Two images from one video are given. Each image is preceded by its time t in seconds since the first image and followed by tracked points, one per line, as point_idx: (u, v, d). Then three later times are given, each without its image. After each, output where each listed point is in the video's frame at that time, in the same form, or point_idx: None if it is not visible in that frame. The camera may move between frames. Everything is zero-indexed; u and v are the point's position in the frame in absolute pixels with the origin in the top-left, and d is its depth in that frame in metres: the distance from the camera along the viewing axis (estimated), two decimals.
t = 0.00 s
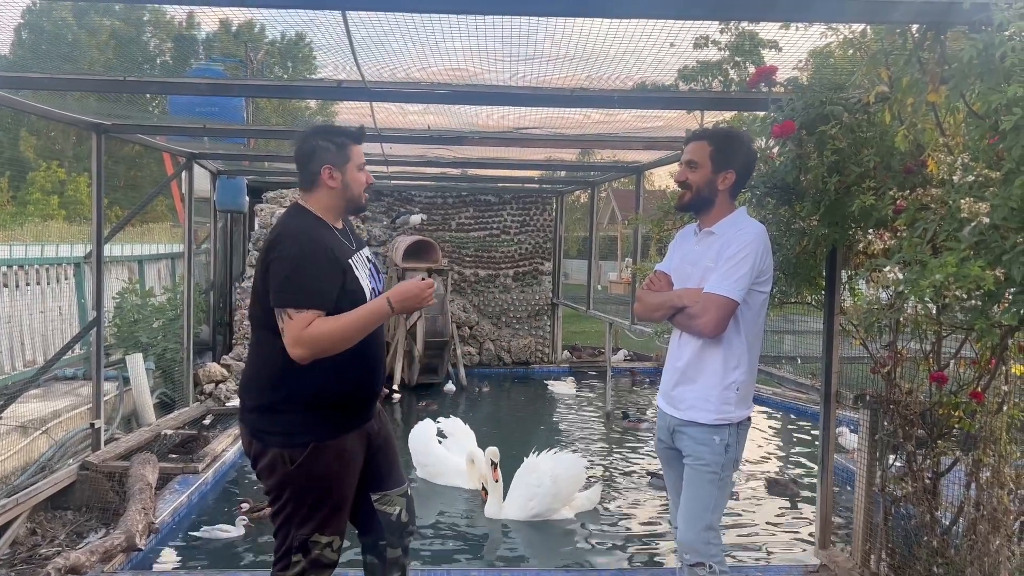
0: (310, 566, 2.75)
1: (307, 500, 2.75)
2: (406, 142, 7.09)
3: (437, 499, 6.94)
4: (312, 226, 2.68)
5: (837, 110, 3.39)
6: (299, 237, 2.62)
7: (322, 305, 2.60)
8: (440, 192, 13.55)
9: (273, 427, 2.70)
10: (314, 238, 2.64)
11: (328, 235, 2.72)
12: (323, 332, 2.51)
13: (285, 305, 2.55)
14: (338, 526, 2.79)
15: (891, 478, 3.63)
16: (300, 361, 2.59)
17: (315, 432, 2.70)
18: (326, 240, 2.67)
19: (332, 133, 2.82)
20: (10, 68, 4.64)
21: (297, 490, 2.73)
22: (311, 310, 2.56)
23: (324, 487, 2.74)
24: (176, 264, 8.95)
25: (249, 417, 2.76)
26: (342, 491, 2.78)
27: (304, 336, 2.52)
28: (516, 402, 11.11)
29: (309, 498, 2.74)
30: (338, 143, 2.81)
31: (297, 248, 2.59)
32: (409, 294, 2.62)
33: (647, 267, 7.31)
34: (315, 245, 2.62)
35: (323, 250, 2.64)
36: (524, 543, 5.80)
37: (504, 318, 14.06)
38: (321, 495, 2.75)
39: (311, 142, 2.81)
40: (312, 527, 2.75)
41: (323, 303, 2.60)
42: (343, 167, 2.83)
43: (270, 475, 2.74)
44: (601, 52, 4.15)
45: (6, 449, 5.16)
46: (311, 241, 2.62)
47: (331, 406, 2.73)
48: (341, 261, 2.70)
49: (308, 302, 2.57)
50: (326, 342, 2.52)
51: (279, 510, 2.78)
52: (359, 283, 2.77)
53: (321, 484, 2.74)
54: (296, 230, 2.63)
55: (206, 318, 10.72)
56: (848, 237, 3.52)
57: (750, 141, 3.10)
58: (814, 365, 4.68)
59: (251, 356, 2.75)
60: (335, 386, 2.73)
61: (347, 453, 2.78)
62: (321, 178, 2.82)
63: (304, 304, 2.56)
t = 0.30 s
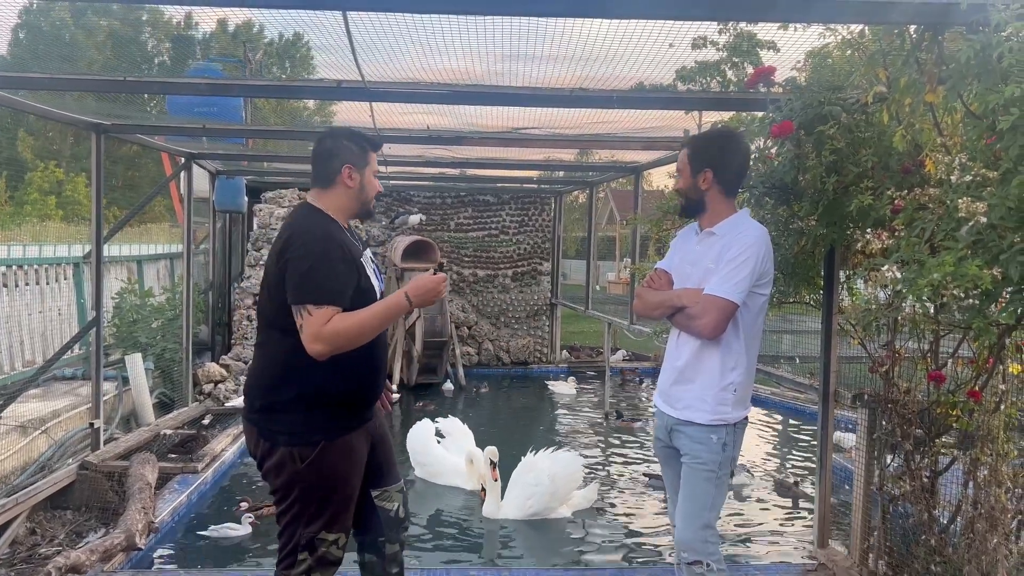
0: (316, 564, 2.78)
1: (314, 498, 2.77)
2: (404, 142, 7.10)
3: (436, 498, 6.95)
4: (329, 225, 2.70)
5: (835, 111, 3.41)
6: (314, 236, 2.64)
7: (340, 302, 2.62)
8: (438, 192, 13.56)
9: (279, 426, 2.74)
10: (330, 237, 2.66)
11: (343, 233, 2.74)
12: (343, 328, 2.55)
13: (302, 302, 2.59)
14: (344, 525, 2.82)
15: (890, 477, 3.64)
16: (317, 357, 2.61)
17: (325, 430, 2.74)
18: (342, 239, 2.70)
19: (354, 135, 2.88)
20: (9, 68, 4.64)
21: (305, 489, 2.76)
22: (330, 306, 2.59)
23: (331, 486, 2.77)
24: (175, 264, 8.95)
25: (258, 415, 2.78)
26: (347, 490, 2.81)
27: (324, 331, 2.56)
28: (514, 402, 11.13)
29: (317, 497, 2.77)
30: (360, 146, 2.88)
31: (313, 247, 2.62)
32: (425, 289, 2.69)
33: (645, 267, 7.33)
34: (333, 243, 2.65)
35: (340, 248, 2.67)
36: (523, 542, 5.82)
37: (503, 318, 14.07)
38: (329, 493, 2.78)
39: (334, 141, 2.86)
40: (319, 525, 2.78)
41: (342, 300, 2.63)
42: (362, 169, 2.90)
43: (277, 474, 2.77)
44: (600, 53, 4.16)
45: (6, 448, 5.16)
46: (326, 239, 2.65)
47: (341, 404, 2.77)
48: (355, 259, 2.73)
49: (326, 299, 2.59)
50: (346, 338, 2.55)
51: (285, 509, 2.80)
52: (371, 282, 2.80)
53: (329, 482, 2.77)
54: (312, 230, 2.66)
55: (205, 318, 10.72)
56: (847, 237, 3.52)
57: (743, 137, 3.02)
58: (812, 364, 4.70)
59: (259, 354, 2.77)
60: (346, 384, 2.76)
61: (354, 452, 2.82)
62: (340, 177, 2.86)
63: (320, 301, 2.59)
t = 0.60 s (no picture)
0: (317, 562, 2.79)
1: (317, 497, 2.79)
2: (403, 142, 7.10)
3: (436, 498, 6.95)
4: (346, 224, 2.73)
5: (834, 111, 3.42)
6: (330, 235, 2.66)
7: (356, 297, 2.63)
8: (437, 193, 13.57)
9: (283, 425, 2.75)
10: (347, 236, 2.69)
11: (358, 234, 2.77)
12: (362, 322, 2.58)
13: (319, 297, 2.60)
14: (346, 524, 2.83)
15: (888, 476, 3.65)
16: (333, 351, 2.63)
17: (329, 429, 2.75)
18: (356, 236, 2.72)
19: (369, 139, 2.91)
20: (7, 68, 4.64)
21: (308, 487, 2.77)
22: (348, 301, 2.61)
23: (334, 485, 2.79)
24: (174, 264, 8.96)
25: (263, 413, 2.79)
26: (349, 489, 2.82)
27: (342, 325, 2.58)
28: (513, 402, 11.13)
29: (319, 496, 2.78)
30: (375, 149, 2.92)
31: (331, 245, 2.64)
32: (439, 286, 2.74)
33: (644, 268, 7.34)
34: (347, 240, 2.68)
35: (355, 245, 2.69)
36: (522, 542, 5.82)
37: (501, 319, 14.07)
38: (332, 492, 2.79)
39: (351, 143, 2.89)
40: (322, 523, 2.79)
41: (358, 295, 2.64)
42: (378, 171, 2.93)
43: (281, 472, 2.78)
44: (599, 54, 4.17)
45: (6, 448, 5.17)
46: (342, 237, 2.67)
47: (345, 404, 2.77)
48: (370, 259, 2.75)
49: (343, 293, 2.60)
50: (365, 332, 2.58)
51: (287, 507, 2.81)
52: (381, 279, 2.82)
53: (332, 481, 2.78)
54: (328, 227, 2.68)
55: (204, 318, 10.72)
56: (845, 238, 3.53)
57: (729, 139, 2.99)
58: (811, 364, 4.71)
59: (265, 351, 2.79)
60: (350, 384, 2.76)
61: (357, 451, 2.83)
62: (358, 179, 2.89)
63: (336, 295, 2.60)
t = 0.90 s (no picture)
0: (316, 561, 2.80)
1: (317, 496, 2.79)
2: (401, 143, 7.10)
3: (434, 498, 6.96)
4: (350, 224, 2.73)
5: (831, 112, 3.43)
6: (334, 235, 2.66)
7: (365, 294, 2.64)
8: (436, 193, 13.58)
9: (284, 424, 2.77)
10: (351, 236, 2.69)
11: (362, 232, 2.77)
12: (376, 318, 2.60)
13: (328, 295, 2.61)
14: (345, 523, 2.84)
15: (885, 476, 3.66)
16: (347, 349, 2.64)
17: (330, 428, 2.76)
18: (359, 234, 2.73)
19: (364, 139, 2.92)
20: (5, 68, 4.65)
21: (308, 486, 2.78)
22: (359, 297, 2.62)
23: (334, 484, 2.79)
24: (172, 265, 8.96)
25: (264, 411, 2.80)
26: (349, 488, 2.83)
27: (356, 321, 2.59)
28: (512, 402, 11.13)
29: (319, 494, 2.79)
30: (370, 149, 2.92)
31: (334, 245, 2.65)
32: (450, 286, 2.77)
33: (642, 268, 7.35)
34: (351, 239, 2.68)
35: (359, 243, 2.70)
36: (520, 542, 5.83)
37: (500, 319, 14.08)
38: (332, 491, 2.80)
39: (344, 146, 2.91)
40: (321, 522, 2.80)
41: (366, 291, 2.64)
42: (375, 171, 2.93)
43: (281, 470, 2.79)
44: (596, 54, 4.18)
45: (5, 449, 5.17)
46: (344, 236, 2.67)
47: (346, 403, 2.78)
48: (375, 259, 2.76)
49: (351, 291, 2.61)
50: (378, 328, 2.60)
51: (287, 506, 2.82)
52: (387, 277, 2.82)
53: (332, 480, 2.79)
54: (331, 227, 2.68)
55: (203, 319, 10.72)
56: (842, 237, 3.55)
57: (726, 138, 3.00)
58: (808, 363, 4.72)
59: (267, 350, 2.79)
60: (351, 383, 2.77)
61: (358, 450, 2.83)
62: (354, 181, 2.90)
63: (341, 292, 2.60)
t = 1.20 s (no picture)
0: (313, 562, 2.81)
1: (313, 496, 2.80)
2: (399, 144, 7.11)
3: (433, 499, 6.96)
4: (344, 225, 2.73)
5: (827, 113, 3.43)
6: (329, 235, 2.67)
7: (355, 300, 2.64)
8: (435, 194, 13.58)
9: (280, 424, 2.77)
10: (345, 238, 2.69)
11: (356, 233, 2.78)
12: (365, 327, 2.59)
13: (319, 298, 2.61)
14: (342, 523, 2.85)
15: (882, 476, 3.67)
16: (334, 353, 2.64)
17: (326, 427, 2.77)
18: (353, 237, 2.73)
19: (358, 142, 2.92)
20: (3, 71, 4.66)
21: (305, 486, 2.79)
22: (348, 304, 2.62)
23: (330, 484, 2.80)
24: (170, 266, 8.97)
25: (260, 411, 2.80)
26: (346, 488, 2.83)
27: (344, 328, 2.59)
28: (510, 403, 11.14)
29: (316, 495, 2.80)
30: (363, 153, 2.92)
31: (329, 245, 2.65)
32: (442, 294, 2.75)
33: (640, 269, 7.35)
34: (344, 241, 2.68)
35: (353, 246, 2.70)
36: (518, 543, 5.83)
37: (499, 320, 14.08)
38: (328, 491, 2.80)
39: (337, 150, 2.92)
40: (318, 522, 2.81)
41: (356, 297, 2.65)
42: (367, 176, 2.93)
43: (277, 471, 2.80)
44: (593, 55, 4.19)
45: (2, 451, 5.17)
46: (339, 238, 2.67)
47: (343, 404, 2.78)
48: (369, 260, 2.77)
49: (344, 293, 2.62)
50: (366, 336, 2.59)
51: (284, 506, 2.83)
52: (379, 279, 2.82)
53: (329, 480, 2.79)
54: (326, 229, 2.68)
55: (201, 320, 10.73)
56: (838, 238, 3.56)
57: (721, 139, 3.01)
58: (805, 364, 4.72)
59: (264, 351, 2.80)
60: (347, 383, 2.77)
61: (355, 450, 2.84)
62: (347, 185, 2.91)
63: (335, 293, 2.61)
